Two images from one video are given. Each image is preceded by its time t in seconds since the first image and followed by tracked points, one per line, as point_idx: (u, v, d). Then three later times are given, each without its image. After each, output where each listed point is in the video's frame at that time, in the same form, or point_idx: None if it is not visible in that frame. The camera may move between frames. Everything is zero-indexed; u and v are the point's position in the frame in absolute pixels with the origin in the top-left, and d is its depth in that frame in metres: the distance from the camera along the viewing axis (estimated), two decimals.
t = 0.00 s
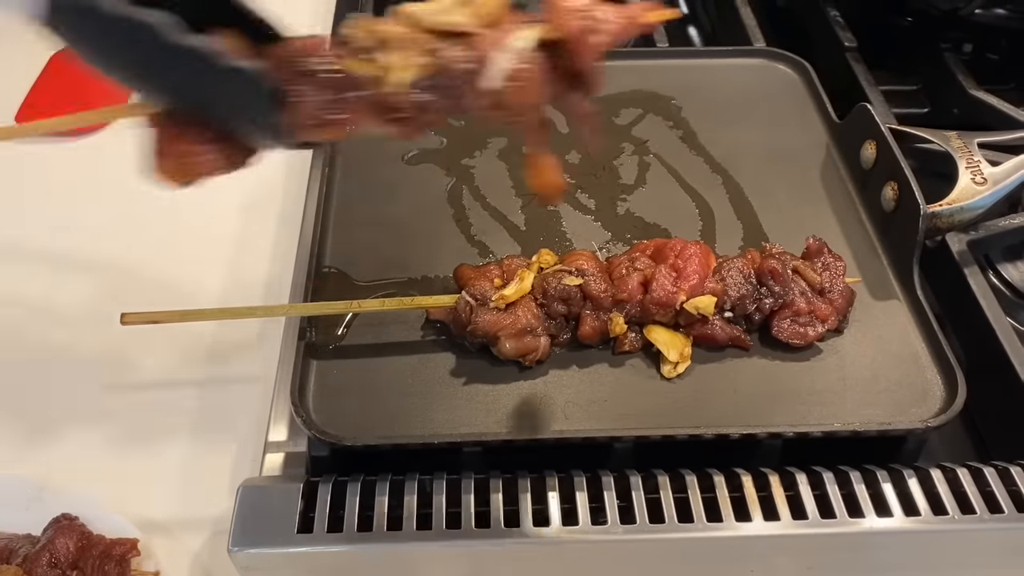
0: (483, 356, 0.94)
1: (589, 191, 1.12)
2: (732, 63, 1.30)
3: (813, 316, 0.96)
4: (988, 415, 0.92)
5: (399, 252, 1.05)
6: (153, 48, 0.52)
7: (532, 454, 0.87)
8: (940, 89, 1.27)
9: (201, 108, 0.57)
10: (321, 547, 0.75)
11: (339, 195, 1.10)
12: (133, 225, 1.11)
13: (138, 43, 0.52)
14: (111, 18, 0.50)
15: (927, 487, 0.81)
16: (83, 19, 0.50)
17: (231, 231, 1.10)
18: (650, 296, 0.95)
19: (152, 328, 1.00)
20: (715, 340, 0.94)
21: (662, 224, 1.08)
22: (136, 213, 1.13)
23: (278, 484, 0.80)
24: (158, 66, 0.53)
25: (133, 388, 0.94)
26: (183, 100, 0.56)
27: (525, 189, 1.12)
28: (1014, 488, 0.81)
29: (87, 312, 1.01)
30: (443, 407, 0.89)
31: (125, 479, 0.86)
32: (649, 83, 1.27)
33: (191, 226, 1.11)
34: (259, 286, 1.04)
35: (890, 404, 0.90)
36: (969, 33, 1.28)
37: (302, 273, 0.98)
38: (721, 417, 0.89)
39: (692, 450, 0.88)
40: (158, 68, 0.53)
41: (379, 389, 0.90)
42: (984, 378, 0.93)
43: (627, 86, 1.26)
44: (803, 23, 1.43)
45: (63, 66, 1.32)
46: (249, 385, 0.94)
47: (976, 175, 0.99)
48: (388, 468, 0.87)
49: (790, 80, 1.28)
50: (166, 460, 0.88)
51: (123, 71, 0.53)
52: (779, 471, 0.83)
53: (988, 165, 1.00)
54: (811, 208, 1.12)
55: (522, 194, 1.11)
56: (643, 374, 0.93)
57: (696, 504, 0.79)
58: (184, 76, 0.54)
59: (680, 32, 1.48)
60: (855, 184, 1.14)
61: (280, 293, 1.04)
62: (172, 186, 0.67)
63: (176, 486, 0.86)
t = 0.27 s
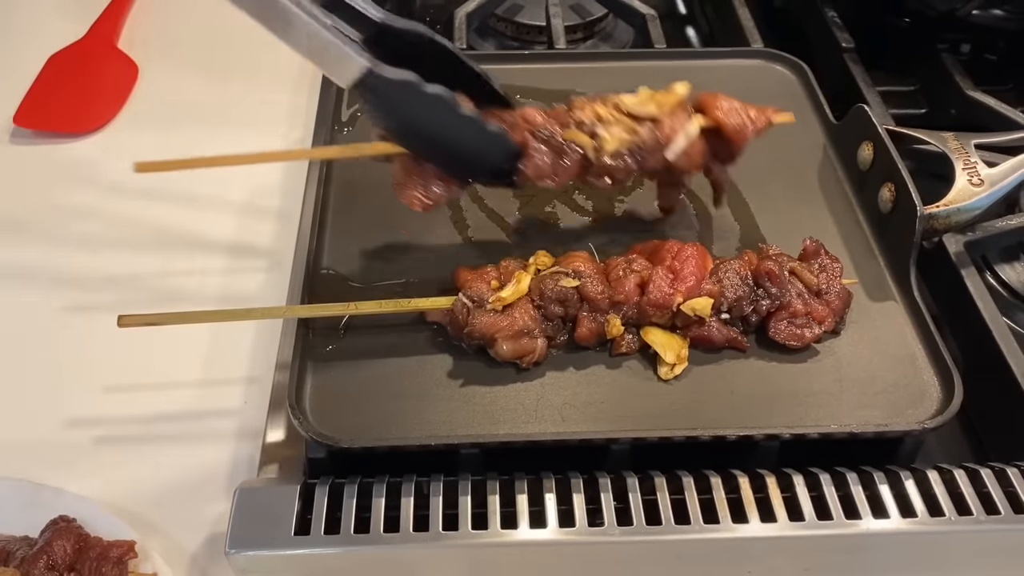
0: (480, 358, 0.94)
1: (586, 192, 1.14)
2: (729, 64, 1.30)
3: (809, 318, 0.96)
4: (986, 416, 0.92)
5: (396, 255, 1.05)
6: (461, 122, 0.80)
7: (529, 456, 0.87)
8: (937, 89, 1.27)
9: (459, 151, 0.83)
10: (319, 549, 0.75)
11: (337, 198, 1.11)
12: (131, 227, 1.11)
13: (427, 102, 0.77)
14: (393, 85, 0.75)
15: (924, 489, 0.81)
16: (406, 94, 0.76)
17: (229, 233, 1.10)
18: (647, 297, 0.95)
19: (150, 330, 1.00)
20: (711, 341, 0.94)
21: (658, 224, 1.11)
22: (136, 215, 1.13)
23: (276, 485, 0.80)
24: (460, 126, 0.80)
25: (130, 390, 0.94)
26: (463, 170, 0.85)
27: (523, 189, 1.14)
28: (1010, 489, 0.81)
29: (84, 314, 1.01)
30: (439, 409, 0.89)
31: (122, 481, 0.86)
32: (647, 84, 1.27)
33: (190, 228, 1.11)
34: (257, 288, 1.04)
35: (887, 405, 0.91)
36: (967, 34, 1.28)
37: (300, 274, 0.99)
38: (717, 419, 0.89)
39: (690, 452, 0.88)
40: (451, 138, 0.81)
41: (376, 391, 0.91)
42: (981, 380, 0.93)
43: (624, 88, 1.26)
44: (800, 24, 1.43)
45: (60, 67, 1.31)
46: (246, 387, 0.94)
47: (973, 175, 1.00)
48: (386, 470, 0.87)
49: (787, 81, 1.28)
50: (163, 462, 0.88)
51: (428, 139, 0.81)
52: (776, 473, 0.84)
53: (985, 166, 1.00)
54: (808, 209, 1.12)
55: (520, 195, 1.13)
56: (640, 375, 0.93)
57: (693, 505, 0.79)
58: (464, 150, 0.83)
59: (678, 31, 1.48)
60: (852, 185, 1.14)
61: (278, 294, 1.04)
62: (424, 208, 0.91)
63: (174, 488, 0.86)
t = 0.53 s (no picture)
0: (480, 358, 0.94)
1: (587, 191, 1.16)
2: (729, 63, 1.30)
3: (810, 317, 0.95)
4: (987, 416, 0.91)
5: (396, 255, 1.05)
6: (529, 168, 0.98)
7: (529, 456, 0.86)
8: (938, 88, 1.27)
9: (530, 198, 1.02)
10: (317, 551, 0.75)
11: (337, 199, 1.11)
12: (129, 227, 1.11)
13: (503, 139, 0.93)
14: (477, 122, 0.90)
15: (926, 489, 0.81)
16: (486, 135, 0.92)
17: (227, 233, 1.10)
18: (647, 297, 0.95)
19: (148, 331, 1.00)
20: (712, 342, 0.94)
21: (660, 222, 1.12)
22: (135, 215, 1.12)
23: (275, 486, 0.80)
24: (530, 168, 0.98)
25: (128, 390, 0.94)
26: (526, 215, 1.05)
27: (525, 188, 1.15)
28: (1012, 489, 0.81)
29: (82, 314, 1.01)
30: (439, 410, 0.89)
31: (121, 482, 0.86)
32: (647, 83, 1.26)
33: (188, 227, 1.11)
34: (256, 288, 1.04)
35: (888, 405, 0.90)
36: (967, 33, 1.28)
37: (299, 274, 0.98)
38: (718, 419, 0.89)
39: (690, 452, 0.88)
40: (522, 180, 0.99)
41: (376, 391, 0.90)
42: (983, 380, 0.93)
43: (624, 87, 1.26)
44: (800, 23, 1.43)
45: (60, 68, 1.31)
46: (245, 387, 0.94)
47: (974, 175, 0.99)
48: (386, 470, 0.87)
49: (788, 80, 1.28)
50: (162, 463, 0.87)
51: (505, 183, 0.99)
52: (777, 473, 0.83)
53: (986, 165, 1.00)
54: (808, 209, 1.12)
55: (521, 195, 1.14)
56: (641, 375, 0.92)
57: (694, 506, 0.78)
58: (531, 193, 1.02)
59: (677, 30, 1.47)
60: (853, 184, 1.14)
61: (277, 295, 1.03)
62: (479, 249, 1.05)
63: (173, 488, 0.86)
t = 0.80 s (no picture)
0: (481, 357, 0.94)
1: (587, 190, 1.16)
2: (730, 61, 1.30)
3: (812, 316, 0.95)
4: (989, 414, 0.91)
5: (397, 254, 1.05)
6: (495, 154, 0.89)
7: (531, 455, 0.86)
8: (938, 87, 1.27)
9: (494, 185, 0.93)
10: (318, 550, 0.74)
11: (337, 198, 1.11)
12: (128, 226, 1.11)
13: (471, 119, 0.83)
14: (443, 96, 0.81)
15: (928, 488, 0.81)
16: (454, 112, 0.83)
17: (227, 232, 1.10)
18: (648, 296, 0.95)
19: (148, 330, 0.99)
20: (713, 340, 0.94)
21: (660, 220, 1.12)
22: (135, 214, 1.12)
23: (276, 486, 0.80)
24: (498, 150, 0.88)
25: (129, 390, 0.93)
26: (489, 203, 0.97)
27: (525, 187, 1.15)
28: (1014, 488, 0.81)
29: (82, 313, 1.01)
30: (440, 409, 0.88)
31: (121, 482, 0.86)
32: (647, 82, 1.26)
33: (188, 227, 1.10)
34: (256, 286, 1.04)
35: (890, 404, 0.90)
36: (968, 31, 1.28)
37: (300, 271, 0.98)
38: (719, 418, 0.88)
39: (692, 451, 0.88)
40: (487, 163, 0.89)
41: (377, 390, 0.90)
42: (984, 378, 0.93)
43: (624, 86, 1.26)
44: (801, 22, 1.43)
45: (59, 66, 1.31)
46: (246, 387, 0.94)
47: (976, 173, 0.98)
48: (387, 469, 0.87)
49: (788, 79, 1.28)
50: (162, 462, 0.87)
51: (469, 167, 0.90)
52: (779, 472, 0.83)
53: (987, 163, 0.99)
54: (809, 208, 1.12)
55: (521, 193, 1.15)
56: (642, 374, 0.92)
57: (696, 505, 0.78)
58: (497, 180, 0.93)
59: (677, 29, 1.47)
60: (854, 183, 1.14)
61: (277, 294, 1.03)
62: (449, 237, 1.05)
63: (173, 488, 0.85)
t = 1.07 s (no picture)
0: (481, 356, 0.94)
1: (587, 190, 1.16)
2: (729, 61, 1.30)
3: (811, 314, 0.95)
4: (988, 413, 0.91)
5: (397, 253, 1.05)
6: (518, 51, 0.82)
7: (531, 454, 0.87)
8: (937, 87, 1.27)
9: (513, 86, 0.86)
10: (319, 549, 0.75)
11: (337, 197, 1.11)
12: (128, 225, 1.11)
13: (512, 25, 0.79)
14: None
15: (927, 486, 0.81)
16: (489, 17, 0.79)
17: (227, 232, 1.10)
18: (648, 295, 0.95)
19: (149, 329, 1.00)
20: (713, 339, 0.94)
21: (660, 220, 1.12)
22: (135, 214, 1.12)
23: (276, 485, 0.80)
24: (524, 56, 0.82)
25: (130, 389, 0.93)
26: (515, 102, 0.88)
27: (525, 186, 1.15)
28: (1013, 486, 0.81)
29: (82, 313, 1.01)
30: (441, 408, 0.89)
31: (122, 481, 0.86)
32: (647, 81, 1.26)
33: (188, 227, 1.10)
34: (256, 286, 1.04)
35: (889, 403, 0.90)
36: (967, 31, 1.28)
37: (300, 269, 0.98)
38: (719, 416, 0.89)
39: (692, 449, 0.88)
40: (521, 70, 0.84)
41: (377, 389, 0.90)
42: (983, 377, 0.93)
43: (624, 85, 1.26)
44: (800, 21, 1.43)
45: (59, 66, 1.31)
46: (246, 386, 0.94)
47: (975, 172, 0.98)
48: (388, 468, 0.87)
49: (788, 78, 1.28)
50: (163, 461, 0.87)
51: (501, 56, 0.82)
52: (778, 470, 0.83)
53: (986, 162, 0.99)
54: (809, 207, 1.12)
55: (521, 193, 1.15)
56: (642, 373, 0.93)
57: (696, 504, 0.78)
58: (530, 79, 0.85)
59: (677, 28, 1.47)
60: (853, 182, 1.14)
61: (277, 293, 1.03)
62: (444, 233, 1.06)
63: (174, 488, 0.85)
